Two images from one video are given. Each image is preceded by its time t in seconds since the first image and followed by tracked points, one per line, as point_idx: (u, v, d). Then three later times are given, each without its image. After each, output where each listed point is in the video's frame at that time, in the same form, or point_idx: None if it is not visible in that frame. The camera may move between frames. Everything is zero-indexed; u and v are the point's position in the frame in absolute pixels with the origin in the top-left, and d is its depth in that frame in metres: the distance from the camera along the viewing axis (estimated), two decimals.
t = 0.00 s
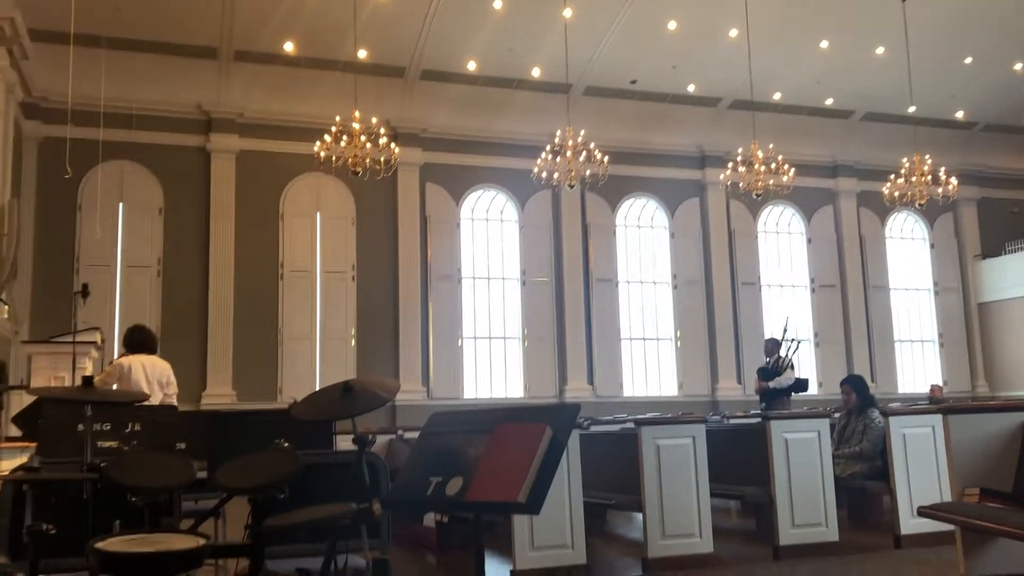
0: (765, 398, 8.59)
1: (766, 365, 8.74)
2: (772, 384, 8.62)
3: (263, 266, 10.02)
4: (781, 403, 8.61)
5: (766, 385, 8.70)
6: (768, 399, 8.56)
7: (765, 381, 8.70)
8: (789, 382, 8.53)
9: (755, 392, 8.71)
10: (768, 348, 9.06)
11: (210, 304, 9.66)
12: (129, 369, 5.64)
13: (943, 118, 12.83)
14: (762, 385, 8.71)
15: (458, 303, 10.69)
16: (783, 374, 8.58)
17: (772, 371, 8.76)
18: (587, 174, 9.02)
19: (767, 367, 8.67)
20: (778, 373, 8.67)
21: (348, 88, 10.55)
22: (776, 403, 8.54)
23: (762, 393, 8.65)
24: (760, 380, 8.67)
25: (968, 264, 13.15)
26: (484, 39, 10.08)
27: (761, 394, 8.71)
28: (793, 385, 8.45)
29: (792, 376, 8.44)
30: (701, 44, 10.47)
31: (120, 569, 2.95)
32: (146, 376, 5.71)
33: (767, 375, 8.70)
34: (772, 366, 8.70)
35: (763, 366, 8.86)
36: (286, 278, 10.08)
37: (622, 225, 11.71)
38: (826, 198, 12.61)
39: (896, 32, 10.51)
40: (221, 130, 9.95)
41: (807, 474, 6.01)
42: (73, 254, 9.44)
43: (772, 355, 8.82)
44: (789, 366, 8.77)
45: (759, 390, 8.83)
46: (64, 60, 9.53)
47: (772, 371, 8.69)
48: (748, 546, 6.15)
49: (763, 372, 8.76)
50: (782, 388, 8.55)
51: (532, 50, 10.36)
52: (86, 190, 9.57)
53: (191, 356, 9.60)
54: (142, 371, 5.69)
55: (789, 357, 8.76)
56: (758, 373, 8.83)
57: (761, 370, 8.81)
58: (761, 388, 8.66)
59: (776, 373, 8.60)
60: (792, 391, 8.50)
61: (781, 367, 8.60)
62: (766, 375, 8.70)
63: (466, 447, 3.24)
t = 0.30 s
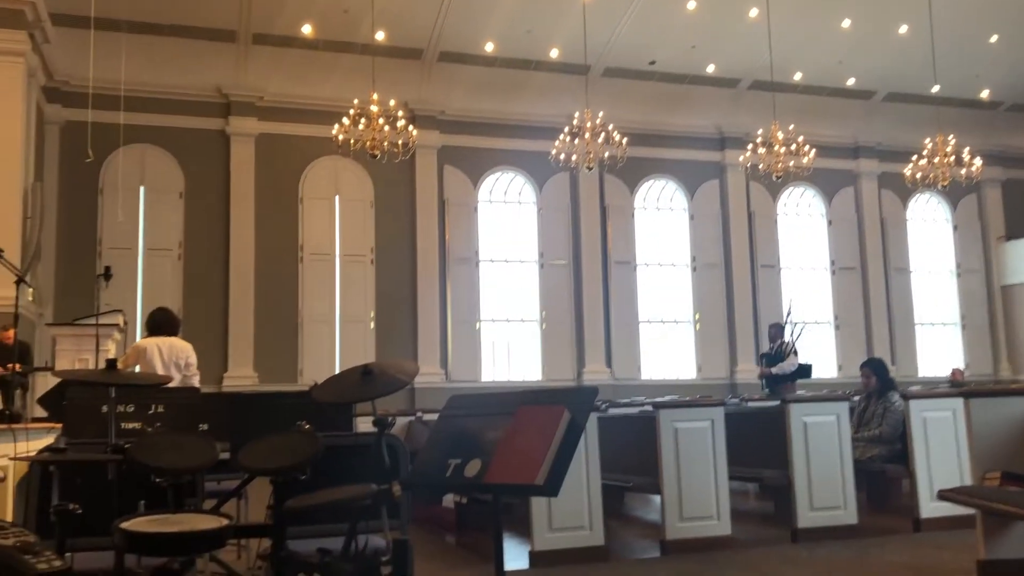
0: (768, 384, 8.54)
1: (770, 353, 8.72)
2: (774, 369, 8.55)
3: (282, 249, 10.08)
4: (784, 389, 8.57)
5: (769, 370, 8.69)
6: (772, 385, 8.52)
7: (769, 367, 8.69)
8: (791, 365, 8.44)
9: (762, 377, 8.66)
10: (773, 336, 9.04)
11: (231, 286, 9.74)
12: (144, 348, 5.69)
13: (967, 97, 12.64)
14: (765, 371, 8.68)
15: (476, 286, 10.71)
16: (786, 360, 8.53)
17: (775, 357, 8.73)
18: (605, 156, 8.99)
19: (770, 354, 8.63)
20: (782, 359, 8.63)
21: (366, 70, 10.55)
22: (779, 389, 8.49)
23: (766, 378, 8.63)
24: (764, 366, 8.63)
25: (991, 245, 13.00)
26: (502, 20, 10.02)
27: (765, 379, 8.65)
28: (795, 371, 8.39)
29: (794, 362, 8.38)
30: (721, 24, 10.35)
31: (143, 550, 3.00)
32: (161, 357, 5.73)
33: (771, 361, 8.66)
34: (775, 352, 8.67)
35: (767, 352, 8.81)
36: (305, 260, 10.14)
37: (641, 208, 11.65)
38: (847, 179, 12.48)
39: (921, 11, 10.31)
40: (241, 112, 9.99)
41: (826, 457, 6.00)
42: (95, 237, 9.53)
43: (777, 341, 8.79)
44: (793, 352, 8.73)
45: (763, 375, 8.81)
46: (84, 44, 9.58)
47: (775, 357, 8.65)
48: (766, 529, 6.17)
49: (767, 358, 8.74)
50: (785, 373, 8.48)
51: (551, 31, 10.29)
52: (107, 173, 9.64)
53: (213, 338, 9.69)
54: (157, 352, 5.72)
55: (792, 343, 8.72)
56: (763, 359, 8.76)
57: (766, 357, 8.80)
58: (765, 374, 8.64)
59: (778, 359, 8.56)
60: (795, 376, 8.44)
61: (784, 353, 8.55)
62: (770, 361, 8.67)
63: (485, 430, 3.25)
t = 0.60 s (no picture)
0: (767, 375, 8.91)
1: (769, 343, 9.10)
2: (774, 360, 8.96)
3: (299, 241, 10.11)
4: (783, 380, 8.95)
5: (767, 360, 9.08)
6: (771, 376, 8.91)
7: (768, 358, 9.07)
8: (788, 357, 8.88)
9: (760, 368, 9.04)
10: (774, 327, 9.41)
11: (247, 278, 9.78)
12: (158, 338, 5.71)
13: (989, 89, 12.49)
14: (764, 362, 9.04)
15: (492, 278, 10.72)
16: (784, 352, 9.00)
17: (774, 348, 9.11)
18: (621, 149, 8.97)
19: (768, 346, 9.03)
20: (780, 351, 9.03)
21: (382, 63, 10.55)
22: (779, 380, 8.89)
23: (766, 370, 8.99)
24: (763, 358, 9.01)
25: (1012, 239, 12.87)
26: (519, 11, 9.98)
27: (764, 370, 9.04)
28: (793, 363, 8.79)
29: (792, 354, 8.81)
30: (739, 16, 10.26)
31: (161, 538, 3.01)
32: (175, 347, 5.75)
33: (769, 353, 9.05)
34: (774, 344, 9.07)
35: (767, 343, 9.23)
36: (321, 253, 10.16)
37: (657, 200, 11.58)
38: (865, 171, 12.40)
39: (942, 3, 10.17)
40: (257, 105, 10.01)
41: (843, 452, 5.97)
42: (113, 229, 9.59)
43: (777, 332, 9.11)
44: (790, 345, 9.19)
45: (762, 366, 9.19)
46: (103, 36, 9.63)
47: (774, 348, 9.04)
48: (782, 523, 6.15)
49: (766, 350, 9.11)
50: (783, 365, 8.90)
51: (567, 23, 10.25)
52: (125, 166, 9.70)
53: (229, 329, 9.74)
54: (171, 342, 5.73)
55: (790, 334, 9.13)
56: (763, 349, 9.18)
57: (765, 348, 9.17)
58: (764, 366, 9.00)
59: (776, 351, 8.97)
60: (794, 367, 8.84)
61: (781, 345, 8.98)
62: (769, 353, 9.05)
63: (502, 423, 3.25)
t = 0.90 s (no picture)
0: (767, 378, 8.52)
1: (766, 346, 8.68)
2: (771, 364, 8.58)
3: (311, 241, 10.14)
4: (783, 384, 8.58)
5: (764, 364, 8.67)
6: (770, 380, 8.52)
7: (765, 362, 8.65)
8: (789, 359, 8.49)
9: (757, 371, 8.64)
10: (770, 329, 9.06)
11: (260, 279, 9.82)
12: (170, 334, 5.74)
13: (1004, 92, 12.44)
14: (761, 366, 8.64)
15: (503, 280, 10.72)
16: (782, 355, 8.63)
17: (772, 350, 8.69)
18: (634, 150, 8.96)
19: (766, 349, 8.60)
20: (778, 354, 8.65)
21: (396, 65, 10.59)
22: (778, 384, 8.53)
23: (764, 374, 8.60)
24: (760, 362, 8.61)
25: None
26: (532, 13, 10.00)
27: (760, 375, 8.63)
28: (792, 366, 8.52)
29: (791, 356, 8.49)
30: (752, 18, 10.25)
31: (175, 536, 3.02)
32: (186, 344, 5.77)
33: (767, 355, 8.64)
34: (772, 346, 8.68)
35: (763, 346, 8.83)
36: (333, 254, 10.19)
37: (670, 203, 11.56)
38: (878, 174, 12.35)
39: (957, 5, 10.12)
40: (272, 106, 10.05)
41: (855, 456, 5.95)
42: (127, 229, 9.64)
43: (775, 335, 8.78)
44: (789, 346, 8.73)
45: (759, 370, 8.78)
46: (119, 38, 9.70)
47: (773, 351, 8.63)
48: (794, 526, 6.12)
49: (762, 352, 8.68)
50: (782, 369, 8.56)
51: (580, 25, 10.26)
52: (139, 166, 9.75)
53: (241, 329, 9.77)
54: (183, 339, 5.76)
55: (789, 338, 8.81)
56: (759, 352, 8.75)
57: (762, 350, 8.73)
58: (762, 369, 8.61)
59: (775, 353, 8.61)
60: (791, 371, 8.56)
61: (781, 348, 8.62)
62: (766, 356, 8.66)
63: (514, 423, 3.25)
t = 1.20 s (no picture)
0: (763, 383, 8.34)
1: (763, 351, 8.57)
2: (767, 369, 8.43)
3: (324, 242, 10.17)
4: (779, 389, 8.38)
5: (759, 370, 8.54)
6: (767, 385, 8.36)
7: (762, 366, 8.52)
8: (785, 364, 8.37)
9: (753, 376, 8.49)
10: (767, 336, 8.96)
11: (274, 279, 9.86)
12: (182, 333, 5.77)
13: (1020, 93, 12.36)
14: (757, 371, 8.51)
15: (516, 281, 10.73)
16: (778, 360, 8.41)
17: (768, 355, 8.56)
18: (647, 151, 8.96)
19: (762, 353, 8.48)
20: (774, 359, 8.50)
21: (409, 66, 10.62)
22: (774, 389, 8.32)
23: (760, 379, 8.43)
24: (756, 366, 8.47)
25: None
26: (546, 14, 10.01)
27: (756, 380, 8.48)
28: (789, 370, 8.30)
29: (787, 360, 8.32)
30: (766, 19, 10.23)
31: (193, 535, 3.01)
32: (198, 344, 5.79)
33: (763, 360, 8.52)
34: (768, 351, 8.52)
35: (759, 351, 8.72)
36: (346, 255, 10.22)
37: (683, 204, 11.53)
38: (893, 175, 12.29)
39: (974, 5, 10.07)
40: (286, 107, 10.10)
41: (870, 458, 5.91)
42: (143, 230, 9.70)
43: (770, 340, 8.65)
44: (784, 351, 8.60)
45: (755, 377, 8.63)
46: (135, 40, 9.76)
47: (768, 356, 8.52)
48: (808, 528, 6.10)
49: (759, 358, 8.58)
50: (778, 374, 8.34)
51: (593, 26, 10.27)
52: (154, 167, 9.80)
53: (255, 329, 9.81)
54: (195, 338, 5.78)
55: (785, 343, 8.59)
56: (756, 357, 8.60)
57: (758, 356, 8.60)
58: (758, 374, 8.44)
59: (771, 358, 8.45)
60: (789, 375, 8.33)
61: (776, 352, 8.46)
62: (761, 361, 8.51)
63: (528, 424, 3.24)
